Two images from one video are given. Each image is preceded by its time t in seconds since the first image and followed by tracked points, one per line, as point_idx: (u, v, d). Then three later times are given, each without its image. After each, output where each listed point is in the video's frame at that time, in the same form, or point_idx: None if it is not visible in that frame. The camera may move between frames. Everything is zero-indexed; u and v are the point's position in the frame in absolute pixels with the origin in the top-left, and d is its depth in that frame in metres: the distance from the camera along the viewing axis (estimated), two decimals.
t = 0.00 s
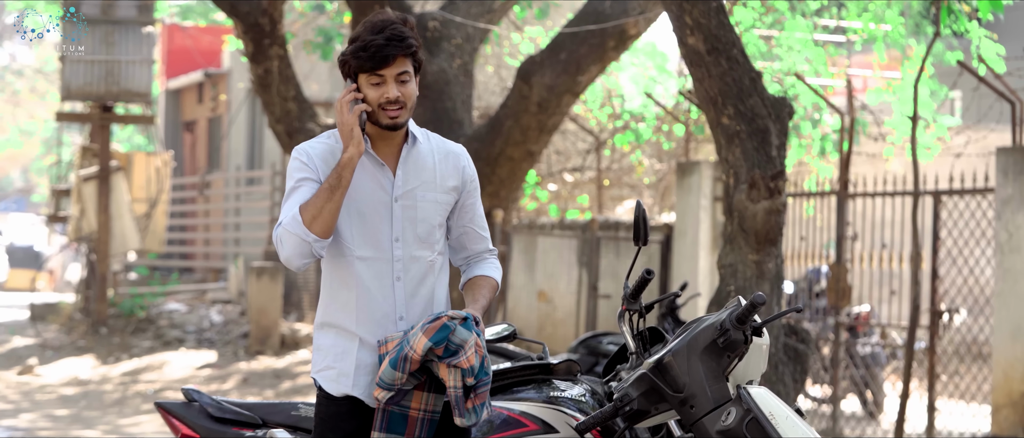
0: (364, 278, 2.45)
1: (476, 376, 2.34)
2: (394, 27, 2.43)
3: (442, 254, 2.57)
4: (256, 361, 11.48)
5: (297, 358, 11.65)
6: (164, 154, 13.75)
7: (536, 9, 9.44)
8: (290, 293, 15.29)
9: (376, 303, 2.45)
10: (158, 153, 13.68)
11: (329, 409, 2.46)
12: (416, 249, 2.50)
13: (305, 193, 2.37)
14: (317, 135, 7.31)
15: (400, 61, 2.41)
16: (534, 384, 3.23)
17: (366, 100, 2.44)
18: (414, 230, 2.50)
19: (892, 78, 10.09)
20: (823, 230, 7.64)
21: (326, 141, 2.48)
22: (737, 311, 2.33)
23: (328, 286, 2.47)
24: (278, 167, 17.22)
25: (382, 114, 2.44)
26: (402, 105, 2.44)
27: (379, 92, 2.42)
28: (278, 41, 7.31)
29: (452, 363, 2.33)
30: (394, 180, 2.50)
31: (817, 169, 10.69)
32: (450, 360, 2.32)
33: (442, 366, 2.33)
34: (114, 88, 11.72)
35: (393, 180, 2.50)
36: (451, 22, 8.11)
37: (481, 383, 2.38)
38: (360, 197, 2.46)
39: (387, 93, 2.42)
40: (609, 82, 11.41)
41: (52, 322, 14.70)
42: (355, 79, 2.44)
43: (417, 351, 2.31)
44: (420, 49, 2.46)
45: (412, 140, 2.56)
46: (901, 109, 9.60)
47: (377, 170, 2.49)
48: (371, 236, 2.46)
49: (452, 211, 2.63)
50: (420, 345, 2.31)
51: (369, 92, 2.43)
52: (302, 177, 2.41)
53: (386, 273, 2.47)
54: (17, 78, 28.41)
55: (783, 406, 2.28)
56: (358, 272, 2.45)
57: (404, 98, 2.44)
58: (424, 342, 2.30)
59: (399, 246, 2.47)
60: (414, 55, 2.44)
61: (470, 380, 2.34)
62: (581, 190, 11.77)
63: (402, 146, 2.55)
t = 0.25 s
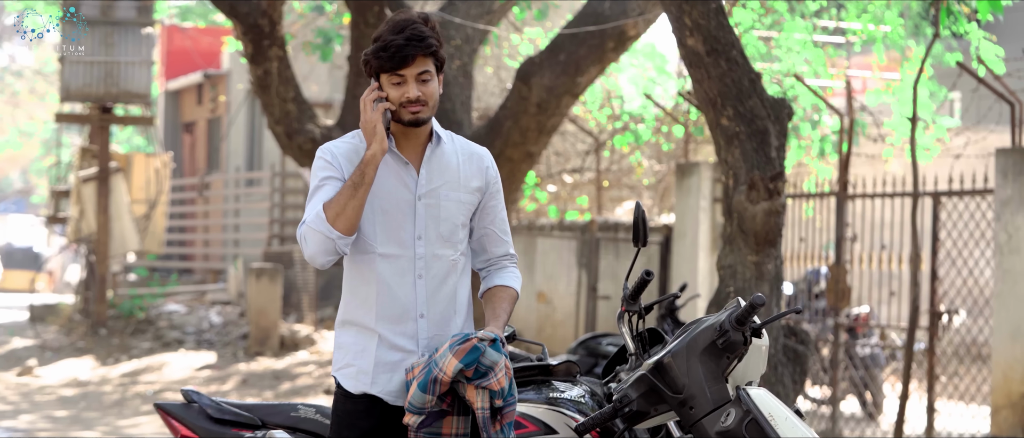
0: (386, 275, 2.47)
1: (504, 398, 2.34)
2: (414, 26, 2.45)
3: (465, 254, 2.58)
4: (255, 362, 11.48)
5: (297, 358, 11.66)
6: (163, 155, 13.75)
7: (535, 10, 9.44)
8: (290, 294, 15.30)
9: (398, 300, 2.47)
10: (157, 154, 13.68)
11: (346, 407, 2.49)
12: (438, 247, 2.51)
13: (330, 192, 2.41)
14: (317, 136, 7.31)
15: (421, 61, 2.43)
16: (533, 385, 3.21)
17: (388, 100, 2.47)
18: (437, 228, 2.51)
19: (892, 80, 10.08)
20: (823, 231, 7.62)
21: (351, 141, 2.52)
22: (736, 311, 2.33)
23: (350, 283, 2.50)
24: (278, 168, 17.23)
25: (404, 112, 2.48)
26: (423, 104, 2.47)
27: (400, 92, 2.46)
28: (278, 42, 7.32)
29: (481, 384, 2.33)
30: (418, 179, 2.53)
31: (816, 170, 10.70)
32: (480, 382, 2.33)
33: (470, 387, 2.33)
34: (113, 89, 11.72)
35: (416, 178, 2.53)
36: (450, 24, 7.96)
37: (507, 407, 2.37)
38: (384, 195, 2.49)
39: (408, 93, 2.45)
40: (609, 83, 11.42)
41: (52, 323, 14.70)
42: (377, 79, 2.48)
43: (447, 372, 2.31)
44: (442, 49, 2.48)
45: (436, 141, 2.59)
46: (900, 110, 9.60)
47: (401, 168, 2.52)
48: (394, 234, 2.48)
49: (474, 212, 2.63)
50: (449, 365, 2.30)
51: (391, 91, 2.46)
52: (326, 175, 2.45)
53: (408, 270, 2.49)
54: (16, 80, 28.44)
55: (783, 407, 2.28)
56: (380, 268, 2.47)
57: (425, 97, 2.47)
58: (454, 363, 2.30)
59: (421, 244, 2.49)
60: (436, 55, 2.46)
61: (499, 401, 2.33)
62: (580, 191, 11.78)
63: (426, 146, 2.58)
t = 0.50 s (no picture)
0: (400, 275, 2.47)
1: (511, 404, 2.34)
2: (427, 27, 2.44)
3: (481, 255, 2.57)
4: (255, 362, 11.48)
5: (297, 359, 11.66)
6: (163, 155, 13.73)
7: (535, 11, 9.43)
8: (289, 294, 15.30)
9: (412, 299, 2.47)
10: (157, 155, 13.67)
11: (357, 404, 2.49)
12: (453, 248, 2.51)
13: (345, 192, 2.41)
14: (316, 137, 7.31)
15: (434, 62, 2.42)
16: (532, 385, 3.19)
17: (402, 101, 2.47)
18: (452, 229, 2.51)
19: (892, 80, 10.08)
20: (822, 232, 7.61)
21: (368, 141, 2.53)
22: (736, 312, 2.32)
23: (364, 282, 2.50)
24: (277, 168, 17.23)
25: (418, 114, 2.47)
26: (437, 105, 2.47)
27: (414, 93, 2.45)
28: (277, 42, 7.32)
29: (489, 390, 2.33)
30: (434, 179, 2.53)
31: (816, 170, 10.70)
32: (488, 387, 2.33)
33: (478, 392, 2.33)
34: (113, 89, 11.72)
35: (432, 179, 2.53)
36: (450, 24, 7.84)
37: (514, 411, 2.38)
38: (398, 195, 2.49)
39: (422, 94, 2.45)
40: (609, 83, 11.43)
41: (52, 323, 14.71)
42: (392, 81, 2.48)
43: (456, 377, 2.31)
44: (456, 51, 2.47)
45: (453, 142, 2.59)
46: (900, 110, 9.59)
47: (417, 169, 2.52)
48: (409, 233, 2.48)
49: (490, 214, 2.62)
50: (458, 370, 2.30)
51: (405, 93, 2.46)
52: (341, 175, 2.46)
53: (422, 270, 2.49)
54: (16, 80, 28.46)
55: (782, 407, 2.28)
56: (394, 268, 2.47)
57: (439, 98, 2.47)
58: (462, 369, 2.30)
59: (436, 244, 2.49)
60: (449, 56, 2.45)
61: (505, 407, 2.34)
62: (580, 191, 11.78)
63: (443, 148, 2.58)
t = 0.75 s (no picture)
0: (411, 274, 2.47)
1: (517, 402, 2.34)
2: (440, 27, 2.44)
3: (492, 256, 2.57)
4: (255, 362, 11.48)
5: (297, 359, 11.66)
6: (163, 155, 13.74)
7: (535, 11, 9.43)
8: (290, 294, 15.31)
9: (424, 298, 2.47)
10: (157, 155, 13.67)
11: (367, 403, 2.49)
12: (464, 248, 2.51)
13: (355, 191, 2.42)
14: (317, 137, 7.32)
15: (446, 61, 2.42)
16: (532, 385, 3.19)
17: (414, 100, 2.47)
18: (464, 229, 2.51)
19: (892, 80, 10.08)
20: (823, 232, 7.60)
21: (380, 141, 2.54)
22: (736, 312, 2.32)
23: (376, 282, 2.50)
24: (278, 168, 17.23)
25: (430, 114, 2.47)
26: (448, 105, 2.46)
27: (426, 92, 2.45)
28: (278, 42, 7.32)
29: (496, 387, 2.32)
30: (446, 180, 2.53)
31: (816, 170, 10.71)
32: (496, 385, 2.32)
33: (486, 389, 2.33)
34: (113, 89, 11.72)
35: (444, 179, 2.53)
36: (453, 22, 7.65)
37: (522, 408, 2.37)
38: (409, 195, 2.49)
39: (434, 94, 2.45)
40: (609, 83, 11.45)
41: (52, 323, 14.71)
42: (404, 80, 2.48)
43: (463, 374, 2.30)
44: (468, 50, 2.47)
45: (465, 143, 2.59)
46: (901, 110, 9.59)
47: (429, 169, 2.52)
48: (420, 232, 2.48)
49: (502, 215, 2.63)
50: (465, 367, 2.30)
51: (416, 92, 2.46)
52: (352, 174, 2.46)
53: (433, 270, 2.49)
54: (16, 80, 28.48)
55: (783, 407, 2.28)
56: (405, 267, 2.47)
57: (450, 98, 2.46)
58: (469, 366, 2.29)
59: (447, 244, 2.49)
60: (461, 55, 2.45)
61: (512, 405, 2.33)
62: (580, 191, 11.78)
63: (455, 149, 2.58)
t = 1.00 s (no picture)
0: (417, 272, 2.47)
1: (527, 405, 2.34)
2: (458, 31, 2.44)
3: (498, 257, 2.57)
4: (256, 362, 11.49)
5: (298, 359, 11.66)
6: (164, 155, 13.74)
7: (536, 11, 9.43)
8: (290, 294, 15.31)
9: (430, 297, 2.47)
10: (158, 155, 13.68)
11: (373, 401, 2.49)
12: (471, 247, 2.51)
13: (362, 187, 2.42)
14: (318, 137, 7.34)
15: (461, 67, 2.41)
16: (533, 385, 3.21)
17: (426, 100, 2.46)
18: (470, 229, 2.51)
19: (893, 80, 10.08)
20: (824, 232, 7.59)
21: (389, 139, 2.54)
22: (737, 312, 2.33)
23: (382, 280, 2.51)
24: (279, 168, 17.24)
25: (440, 115, 2.46)
26: (460, 109, 2.46)
27: (438, 94, 2.45)
28: (278, 42, 7.32)
29: (508, 389, 2.32)
30: (453, 179, 2.53)
31: (817, 170, 10.71)
32: (508, 385, 2.32)
33: (497, 389, 2.33)
34: (114, 89, 11.71)
35: (451, 179, 2.53)
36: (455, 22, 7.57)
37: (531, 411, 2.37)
38: (416, 193, 2.50)
39: (446, 97, 2.44)
40: (610, 83, 11.46)
41: (53, 323, 14.71)
42: (417, 80, 2.47)
43: (477, 371, 2.31)
44: (484, 56, 2.46)
45: (475, 144, 2.59)
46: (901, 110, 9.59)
47: (436, 169, 2.52)
48: (426, 231, 2.48)
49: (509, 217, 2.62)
50: (480, 365, 2.30)
51: (428, 93, 2.46)
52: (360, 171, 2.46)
53: (439, 269, 2.49)
54: (17, 80, 28.50)
55: (783, 407, 2.28)
56: (412, 265, 2.48)
57: (462, 102, 2.46)
58: (485, 364, 2.29)
59: (453, 243, 2.49)
60: (478, 61, 2.44)
61: (521, 407, 2.33)
62: (581, 191, 11.79)
63: (464, 149, 2.58)
